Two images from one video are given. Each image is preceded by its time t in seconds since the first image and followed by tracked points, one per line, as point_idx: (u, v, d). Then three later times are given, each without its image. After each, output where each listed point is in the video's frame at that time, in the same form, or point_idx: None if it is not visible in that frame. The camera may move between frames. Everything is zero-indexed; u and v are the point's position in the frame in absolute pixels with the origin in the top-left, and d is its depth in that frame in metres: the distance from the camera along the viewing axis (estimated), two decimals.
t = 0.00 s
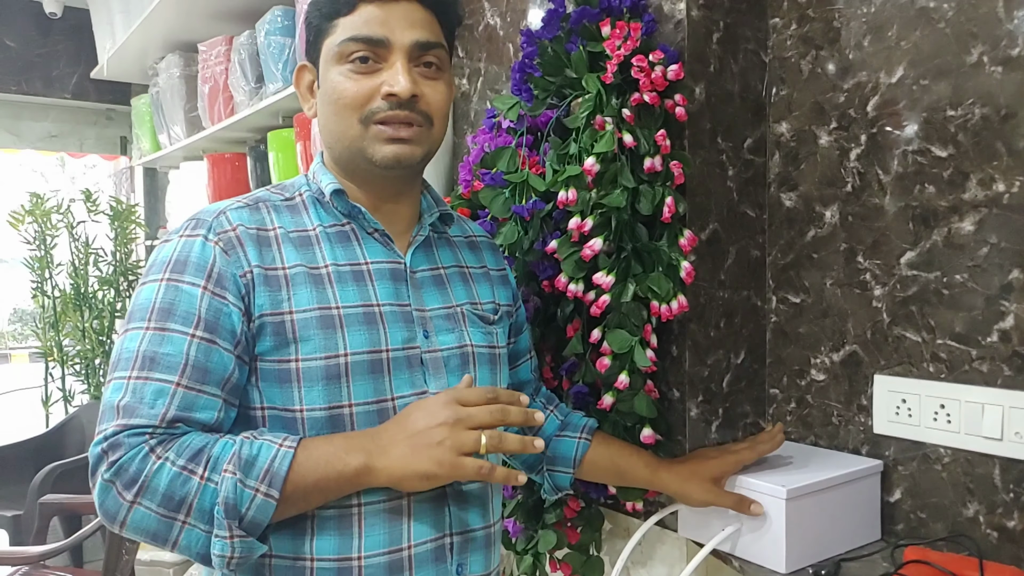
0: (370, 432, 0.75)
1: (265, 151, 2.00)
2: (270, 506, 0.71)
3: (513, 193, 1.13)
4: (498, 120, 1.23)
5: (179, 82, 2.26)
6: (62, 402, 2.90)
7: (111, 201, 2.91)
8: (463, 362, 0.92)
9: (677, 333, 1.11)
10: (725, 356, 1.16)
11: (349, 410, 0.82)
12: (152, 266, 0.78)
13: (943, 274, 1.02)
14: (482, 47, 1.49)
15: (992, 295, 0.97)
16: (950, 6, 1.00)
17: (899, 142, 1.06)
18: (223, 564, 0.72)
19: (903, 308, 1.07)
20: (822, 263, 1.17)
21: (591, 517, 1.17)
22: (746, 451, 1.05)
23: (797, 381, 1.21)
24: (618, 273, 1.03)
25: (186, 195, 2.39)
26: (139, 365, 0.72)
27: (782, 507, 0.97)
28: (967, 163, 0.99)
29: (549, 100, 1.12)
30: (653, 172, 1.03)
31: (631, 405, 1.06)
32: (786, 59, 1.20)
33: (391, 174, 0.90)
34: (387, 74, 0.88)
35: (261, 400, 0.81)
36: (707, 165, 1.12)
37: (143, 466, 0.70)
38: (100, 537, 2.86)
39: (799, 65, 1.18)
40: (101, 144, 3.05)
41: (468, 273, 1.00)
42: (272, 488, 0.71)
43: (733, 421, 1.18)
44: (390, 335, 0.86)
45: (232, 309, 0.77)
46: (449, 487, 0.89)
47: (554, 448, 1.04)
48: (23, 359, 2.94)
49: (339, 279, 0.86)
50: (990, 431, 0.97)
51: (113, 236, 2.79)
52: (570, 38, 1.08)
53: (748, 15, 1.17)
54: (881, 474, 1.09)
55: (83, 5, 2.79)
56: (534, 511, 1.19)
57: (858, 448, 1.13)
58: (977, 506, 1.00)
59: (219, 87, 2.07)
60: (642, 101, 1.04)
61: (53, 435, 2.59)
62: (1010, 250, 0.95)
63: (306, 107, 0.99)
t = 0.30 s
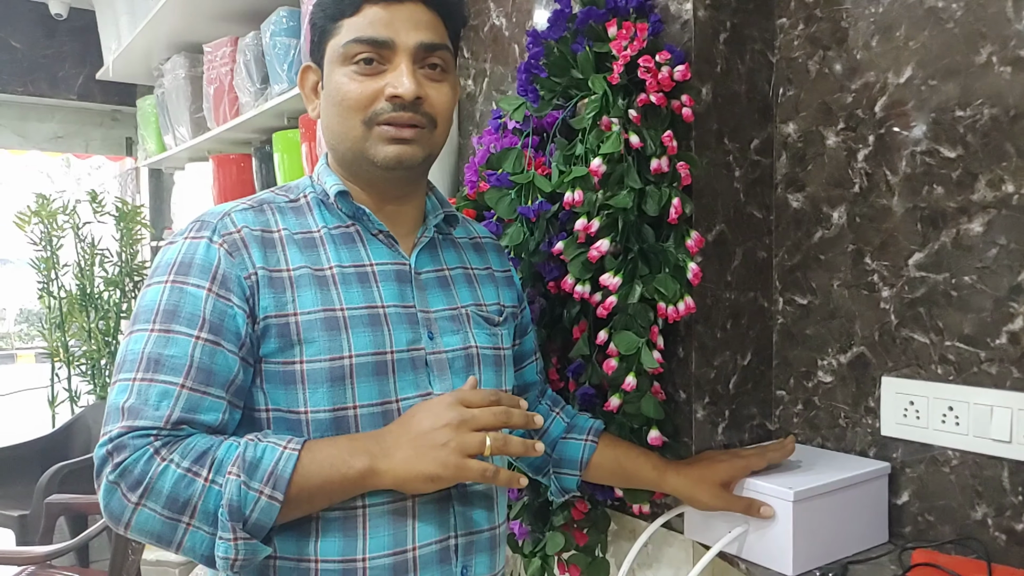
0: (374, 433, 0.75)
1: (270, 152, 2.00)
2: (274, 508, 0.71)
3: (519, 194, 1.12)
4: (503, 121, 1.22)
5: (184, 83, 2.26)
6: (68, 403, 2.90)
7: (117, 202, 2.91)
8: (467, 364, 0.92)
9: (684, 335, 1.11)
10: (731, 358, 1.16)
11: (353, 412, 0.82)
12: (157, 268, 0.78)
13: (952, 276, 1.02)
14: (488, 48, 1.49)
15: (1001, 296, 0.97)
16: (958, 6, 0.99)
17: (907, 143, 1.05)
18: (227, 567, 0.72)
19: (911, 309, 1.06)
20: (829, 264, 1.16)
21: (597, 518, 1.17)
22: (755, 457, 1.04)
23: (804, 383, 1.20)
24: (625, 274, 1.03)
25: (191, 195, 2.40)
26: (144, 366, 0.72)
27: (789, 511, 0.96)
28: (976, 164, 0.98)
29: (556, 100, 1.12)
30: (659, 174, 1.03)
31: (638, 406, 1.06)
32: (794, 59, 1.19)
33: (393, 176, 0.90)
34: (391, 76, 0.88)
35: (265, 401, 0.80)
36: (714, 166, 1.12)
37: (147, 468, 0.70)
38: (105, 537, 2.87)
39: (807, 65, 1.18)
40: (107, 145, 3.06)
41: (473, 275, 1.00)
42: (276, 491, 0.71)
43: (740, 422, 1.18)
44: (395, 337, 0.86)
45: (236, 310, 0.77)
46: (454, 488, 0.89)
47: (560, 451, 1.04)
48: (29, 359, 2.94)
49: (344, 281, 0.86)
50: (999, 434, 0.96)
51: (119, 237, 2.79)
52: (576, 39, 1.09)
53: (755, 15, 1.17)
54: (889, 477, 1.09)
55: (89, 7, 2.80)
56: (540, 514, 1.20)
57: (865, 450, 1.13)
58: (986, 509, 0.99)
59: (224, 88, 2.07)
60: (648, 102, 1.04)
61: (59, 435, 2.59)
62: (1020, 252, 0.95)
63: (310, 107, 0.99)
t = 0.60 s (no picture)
0: (377, 433, 0.75)
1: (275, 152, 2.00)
2: (277, 509, 0.71)
3: (525, 194, 1.13)
4: (509, 120, 1.23)
5: (189, 83, 2.26)
6: (74, 403, 2.91)
7: (122, 202, 2.92)
8: (471, 364, 0.92)
9: (689, 334, 1.11)
10: (737, 358, 1.16)
11: (357, 412, 0.82)
12: (161, 267, 0.78)
13: (958, 275, 1.01)
14: (493, 48, 1.49)
15: (1008, 296, 0.97)
16: (965, 6, 0.99)
17: (913, 142, 1.05)
18: (229, 567, 0.72)
19: (917, 309, 1.06)
20: (835, 264, 1.16)
21: (601, 518, 1.16)
22: (761, 458, 1.04)
23: (810, 382, 1.20)
24: (631, 274, 1.03)
25: (197, 195, 2.40)
26: (147, 366, 0.72)
27: (795, 510, 0.96)
28: (983, 163, 0.98)
29: (561, 100, 1.12)
30: (665, 173, 1.03)
31: (644, 406, 1.06)
32: (799, 59, 1.19)
33: (397, 176, 0.90)
34: (397, 76, 0.88)
35: (269, 401, 0.80)
36: (719, 165, 1.12)
37: (150, 468, 0.70)
38: (110, 537, 2.88)
39: (813, 64, 1.18)
40: (112, 145, 3.06)
41: (477, 275, 1.00)
42: (278, 491, 0.71)
43: (745, 422, 1.18)
44: (398, 337, 0.86)
45: (240, 310, 0.77)
46: (457, 487, 0.89)
47: (566, 451, 1.04)
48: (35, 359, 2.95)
49: (348, 281, 0.86)
50: (1006, 434, 0.96)
51: (124, 237, 2.80)
52: (582, 38, 1.08)
53: (761, 14, 1.17)
54: (896, 477, 1.09)
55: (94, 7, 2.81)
56: (545, 514, 1.20)
57: (872, 450, 1.13)
58: (993, 509, 0.99)
59: (229, 88, 2.07)
60: (654, 101, 1.04)
61: (64, 434, 2.60)
62: None
63: (316, 107, 0.99)
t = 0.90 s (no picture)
0: (379, 434, 0.75)
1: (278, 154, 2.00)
2: (280, 509, 0.71)
3: (527, 195, 1.13)
4: (511, 122, 1.23)
5: (192, 86, 2.27)
6: (77, 405, 2.91)
7: (125, 204, 2.92)
8: (473, 365, 0.92)
9: (692, 335, 1.11)
10: (739, 359, 1.16)
11: (360, 413, 0.83)
12: (164, 269, 0.78)
13: (960, 276, 1.01)
14: (495, 50, 1.49)
15: (1010, 297, 0.97)
16: (966, 7, 0.99)
17: (915, 144, 1.05)
18: (232, 568, 0.72)
19: (919, 310, 1.06)
20: (838, 265, 1.16)
21: (605, 520, 1.17)
22: (764, 460, 1.04)
23: (812, 384, 1.20)
24: (633, 275, 1.03)
25: (199, 197, 2.41)
26: (151, 367, 0.73)
27: (797, 511, 0.97)
28: (985, 163, 0.98)
29: (563, 103, 1.12)
30: (667, 175, 1.03)
31: (646, 407, 1.06)
32: (801, 60, 1.19)
33: (398, 178, 0.90)
34: (399, 79, 0.88)
35: (271, 402, 0.81)
36: (721, 167, 1.12)
37: (154, 469, 0.70)
38: (113, 539, 2.88)
39: (814, 66, 1.18)
40: (115, 148, 3.07)
41: (479, 276, 1.00)
42: (281, 492, 0.71)
43: (748, 423, 1.18)
44: (400, 338, 0.86)
45: (242, 311, 0.78)
46: (459, 488, 0.89)
47: (569, 453, 1.04)
48: (39, 361, 2.95)
49: (350, 282, 0.86)
50: (1008, 434, 0.96)
51: (127, 239, 2.80)
52: (584, 40, 1.08)
53: (763, 16, 1.17)
54: (898, 478, 1.09)
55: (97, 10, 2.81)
56: (548, 514, 1.20)
57: (874, 451, 1.13)
58: (995, 510, 0.99)
59: (232, 91, 2.08)
60: (657, 103, 1.04)
61: (68, 436, 2.61)
62: None
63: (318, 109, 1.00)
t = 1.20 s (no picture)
0: (379, 433, 0.75)
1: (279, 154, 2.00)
2: (279, 509, 0.71)
3: (528, 194, 1.13)
4: (511, 121, 1.23)
5: (194, 85, 2.27)
6: (78, 404, 2.91)
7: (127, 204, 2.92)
8: (472, 363, 0.92)
9: (693, 335, 1.11)
10: (740, 358, 1.16)
11: (359, 412, 0.82)
12: (161, 267, 0.78)
13: (963, 276, 1.01)
14: (497, 49, 1.49)
15: (1012, 296, 0.96)
16: (969, 5, 0.99)
17: (918, 143, 1.05)
18: (232, 567, 0.72)
19: (921, 310, 1.06)
20: (839, 264, 1.16)
21: (605, 520, 1.17)
22: (766, 460, 1.03)
23: (814, 384, 1.20)
24: (635, 274, 1.03)
25: (201, 197, 2.41)
26: (148, 366, 0.72)
27: (799, 511, 0.96)
28: (987, 163, 0.98)
29: (564, 101, 1.12)
30: (668, 174, 1.03)
31: (647, 407, 1.06)
32: (803, 59, 1.19)
33: (405, 181, 0.90)
34: (410, 84, 0.88)
35: (270, 401, 0.80)
36: (722, 166, 1.12)
37: (152, 469, 0.70)
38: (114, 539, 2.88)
39: (816, 65, 1.18)
40: (116, 148, 3.07)
41: (478, 273, 1.00)
42: (280, 491, 0.71)
43: (749, 423, 1.17)
44: (399, 337, 0.86)
45: (241, 310, 0.77)
46: (458, 486, 0.89)
47: (569, 451, 1.04)
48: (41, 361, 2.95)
49: (349, 280, 0.86)
50: (1011, 434, 0.96)
51: (129, 239, 2.80)
52: (585, 39, 1.08)
53: (764, 15, 1.17)
54: (900, 478, 1.08)
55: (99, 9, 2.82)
56: (548, 514, 1.19)
57: (876, 450, 1.12)
58: (997, 510, 0.98)
59: (233, 91, 2.08)
60: (658, 102, 1.04)
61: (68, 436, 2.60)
62: None
63: (320, 104, 0.98)
